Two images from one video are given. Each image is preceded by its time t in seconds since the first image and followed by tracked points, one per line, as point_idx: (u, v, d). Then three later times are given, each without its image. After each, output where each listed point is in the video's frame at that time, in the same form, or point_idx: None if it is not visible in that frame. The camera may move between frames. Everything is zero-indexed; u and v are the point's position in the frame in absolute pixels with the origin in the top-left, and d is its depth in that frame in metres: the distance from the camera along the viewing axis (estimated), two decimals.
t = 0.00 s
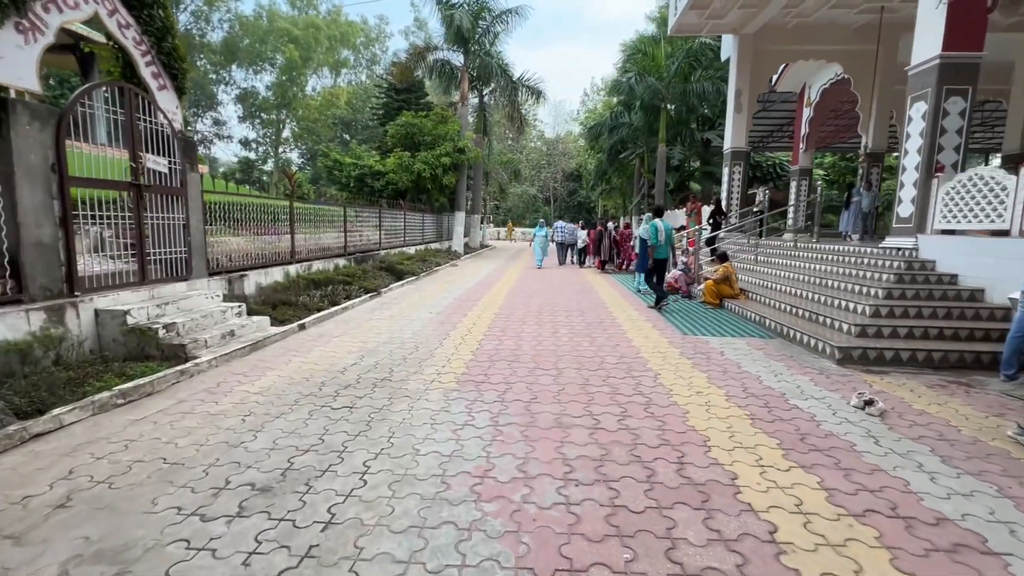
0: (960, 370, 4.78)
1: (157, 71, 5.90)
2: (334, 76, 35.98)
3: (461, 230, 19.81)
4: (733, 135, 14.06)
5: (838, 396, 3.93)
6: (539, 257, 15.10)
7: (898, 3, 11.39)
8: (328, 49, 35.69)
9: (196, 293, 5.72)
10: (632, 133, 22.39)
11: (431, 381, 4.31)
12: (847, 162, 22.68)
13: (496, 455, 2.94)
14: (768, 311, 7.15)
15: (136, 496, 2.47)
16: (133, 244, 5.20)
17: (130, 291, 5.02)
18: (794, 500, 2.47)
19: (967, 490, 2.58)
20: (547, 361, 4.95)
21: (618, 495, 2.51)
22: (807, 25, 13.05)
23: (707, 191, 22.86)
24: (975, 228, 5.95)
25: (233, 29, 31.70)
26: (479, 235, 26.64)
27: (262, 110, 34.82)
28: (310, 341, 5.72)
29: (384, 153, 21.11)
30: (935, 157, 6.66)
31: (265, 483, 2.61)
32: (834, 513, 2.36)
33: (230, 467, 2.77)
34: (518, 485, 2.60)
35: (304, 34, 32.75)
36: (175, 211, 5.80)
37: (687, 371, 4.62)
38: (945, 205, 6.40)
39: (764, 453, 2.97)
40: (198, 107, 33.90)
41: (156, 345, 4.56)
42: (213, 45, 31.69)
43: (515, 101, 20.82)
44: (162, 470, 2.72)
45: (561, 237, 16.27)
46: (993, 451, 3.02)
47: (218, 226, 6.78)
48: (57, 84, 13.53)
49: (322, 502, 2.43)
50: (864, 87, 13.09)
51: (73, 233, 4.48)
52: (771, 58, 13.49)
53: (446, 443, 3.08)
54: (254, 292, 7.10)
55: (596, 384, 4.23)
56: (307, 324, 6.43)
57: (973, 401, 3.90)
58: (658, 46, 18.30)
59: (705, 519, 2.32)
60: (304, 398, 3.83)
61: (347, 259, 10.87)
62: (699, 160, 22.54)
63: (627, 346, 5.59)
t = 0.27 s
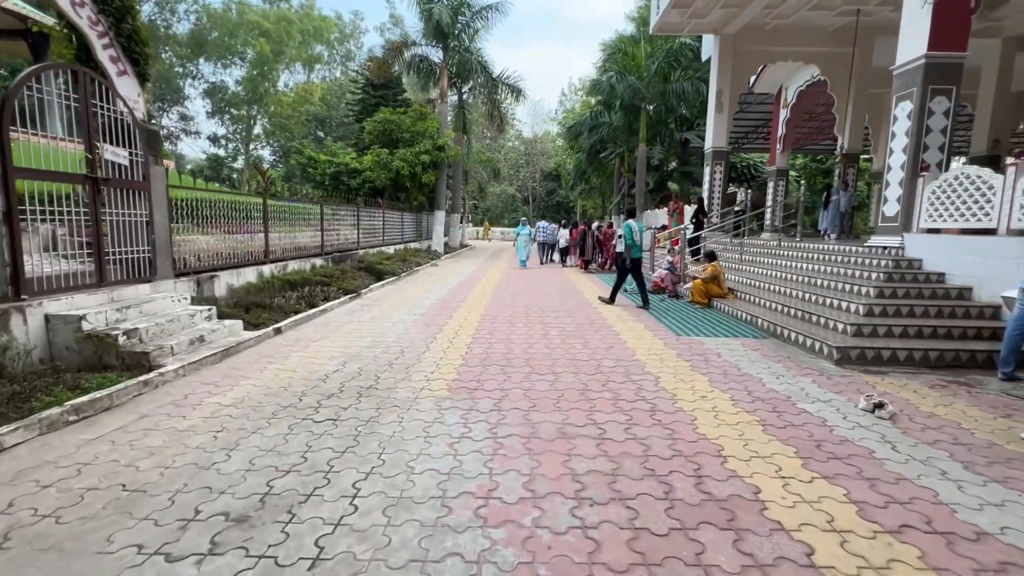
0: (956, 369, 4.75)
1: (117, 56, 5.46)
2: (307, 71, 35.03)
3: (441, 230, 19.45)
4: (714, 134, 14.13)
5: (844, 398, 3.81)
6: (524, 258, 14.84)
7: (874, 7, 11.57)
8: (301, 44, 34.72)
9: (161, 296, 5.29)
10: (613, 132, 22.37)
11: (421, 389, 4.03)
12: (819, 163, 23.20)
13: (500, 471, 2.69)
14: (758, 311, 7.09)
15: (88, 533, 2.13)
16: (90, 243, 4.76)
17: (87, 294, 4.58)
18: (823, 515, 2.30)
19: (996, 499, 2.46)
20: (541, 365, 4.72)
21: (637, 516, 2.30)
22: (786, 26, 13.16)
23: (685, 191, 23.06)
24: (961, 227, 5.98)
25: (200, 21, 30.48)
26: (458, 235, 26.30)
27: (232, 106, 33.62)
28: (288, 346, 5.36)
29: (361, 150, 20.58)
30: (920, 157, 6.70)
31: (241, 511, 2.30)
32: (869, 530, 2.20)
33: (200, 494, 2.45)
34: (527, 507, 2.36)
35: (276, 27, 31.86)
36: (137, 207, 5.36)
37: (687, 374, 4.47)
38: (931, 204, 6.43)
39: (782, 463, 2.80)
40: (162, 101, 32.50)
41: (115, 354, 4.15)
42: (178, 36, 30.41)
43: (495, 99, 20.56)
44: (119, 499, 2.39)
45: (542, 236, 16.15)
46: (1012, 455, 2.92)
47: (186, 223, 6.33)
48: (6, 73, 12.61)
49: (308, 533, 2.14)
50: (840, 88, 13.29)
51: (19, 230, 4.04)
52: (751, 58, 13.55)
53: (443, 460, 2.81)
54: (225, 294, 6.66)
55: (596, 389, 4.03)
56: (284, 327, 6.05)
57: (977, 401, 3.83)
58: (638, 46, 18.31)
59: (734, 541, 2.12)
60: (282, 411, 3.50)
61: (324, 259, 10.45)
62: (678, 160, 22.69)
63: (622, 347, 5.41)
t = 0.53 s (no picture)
0: (951, 375, 4.75)
1: (72, 46, 5.02)
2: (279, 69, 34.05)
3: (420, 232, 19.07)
4: (694, 138, 14.21)
5: (852, 410, 3.72)
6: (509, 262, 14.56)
7: (849, 14, 11.79)
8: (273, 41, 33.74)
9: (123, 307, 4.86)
10: (592, 135, 22.39)
11: (413, 406, 3.77)
12: (790, 167, 23.77)
13: (508, 503, 2.47)
14: (748, 315, 7.05)
15: None
16: (43, 250, 4.33)
17: (40, 306, 4.16)
18: (860, 546, 2.16)
19: None
20: (537, 377, 4.51)
21: (665, 553, 2.11)
22: (764, 32, 13.30)
23: (664, 194, 23.26)
24: (947, 232, 6.03)
25: (166, 15, 29.29)
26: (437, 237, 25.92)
27: (199, 103, 32.40)
28: (266, 359, 5.02)
29: (337, 150, 20.03)
30: (904, 162, 6.76)
31: (219, 562, 2.01)
32: (910, 562, 2.06)
33: (170, 541, 2.15)
34: (543, 546, 2.14)
35: (246, 23, 30.88)
36: (97, 210, 4.94)
37: (688, 384, 4.33)
38: (916, 208, 6.49)
39: (804, 485, 2.66)
40: (124, 97, 31.08)
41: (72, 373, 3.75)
42: (142, 30, 29.12)
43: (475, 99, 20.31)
44: (75, 551, 2.07)
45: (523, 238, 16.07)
46: None
47: (152, 227, 5.90)
48: None
49: None
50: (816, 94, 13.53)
51: None
52: (730, 63, 13.67)
53: (444, 491, 2.57)
54: (196, 303, 6.24)
55: (598, 404, 3.84)
56: (261, 338, 5.69)
57: (980, 410, 3.80)
58: (618, 49, 18.33)
59: None
60: (262, 435, 3.20)
61: (300, 264, 10.02)
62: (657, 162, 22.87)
63: (618, 356, 5.25)
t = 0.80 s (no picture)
0: (947, 373, 4.78)
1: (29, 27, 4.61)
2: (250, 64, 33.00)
3: (400, 231, 18.68)
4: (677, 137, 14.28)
5: (861, 410, 3.66)
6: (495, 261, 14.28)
7: (828, 17, 11.99)
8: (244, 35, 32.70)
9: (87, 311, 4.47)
10: (573, 135, 22.37)
11: (410, 415, 3.55)
12: (765, 168, 24.29)
13: (527, 521, 2.28)
14: (740, 314, 7.02)
15: None
16: None
17: None
18: (903, 558, 2.05)
19: None
20: (538, 381, 4.34)
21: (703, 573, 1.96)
22: (744, 33, 13.44)
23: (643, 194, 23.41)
24: (934, 230, 6.10)
25: (129, 6, 28.03)
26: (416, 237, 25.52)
27: (166, 98, 31.14)
28: (247, 366, 4.70)
29: (313, 148, 19.46)
30: (891, 161, 6.83)
31: None
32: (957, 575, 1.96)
33: None
34: (572, 570, 1.96)
35: (216, 16, 29.82)
36: (59, 205, 4.54)
37: (693, 386, 4.21)
38: (903, 207, 6.56)
39: (832, 491, 2.55)
40: (85, 91, 29.60)
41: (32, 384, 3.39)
42: (103, 20, 27.79)
43: (455, 97, 20.03)
44: None
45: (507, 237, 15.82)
46: None
47: (119, 225, 5.49)
48: None
49: None
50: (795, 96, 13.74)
51: None
52: (711, 64, 13.77)
53: (457, 510, 2.36)
54: (168, 306, 5.85)
55: (605, 408, 3.69)
56: (240, 343, 5.36)
57: (985, 408, 3.79)
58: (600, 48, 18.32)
59: None
60: (248, 450, 2.93)
61: (277, 264, 9.60)
62: (637, 163, 23.00)
63: (617, 358, 5.11)
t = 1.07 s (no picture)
0: (940, 373, 4.83)
1: None
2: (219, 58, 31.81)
3: (379, 232, 18.26)
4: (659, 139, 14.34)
5: (869, 415, 3.63)
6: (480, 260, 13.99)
7: (806, 22, 12.19)
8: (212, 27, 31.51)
9: (50, 319, 4.14)
10: (553, 135, 22.31)
11: (411, 428, 3.34)
12: (739, 168, 24.78)
13: (552, 548, 2.12)
14: (731, 315, 7.02)
15: None
16: None
17: None
18: None
19: None
20: (539, 389, 4.18)
21: None
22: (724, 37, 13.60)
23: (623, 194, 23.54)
24: (921, 232, 6.19)
25: None
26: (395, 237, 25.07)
27: (129, 92, 29.76)
28: (229, 377, 4.40)
29: (287, 145, 18.83)
30: (876, 164, 6.94)
31: None
32: None
33: None
34: None
35: (181, 6, 28.28)
36: (16, 205, 4.15)
37: (698, 392, 4.12)
38: (888, 209, 6.66)
39: (861, 504, 2.48)
40: (39, 83, 28.01)
41: None
42: (59, 9, 26.33)
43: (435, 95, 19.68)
44: None
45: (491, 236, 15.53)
46: None
47: (83, 227, 5.09)
48: None
49: None
50: (773, 99, 13.97)
51: None
52: (692, 66, 13.88)
53: (476, 537, 2.18)
54: (138, 313, 5.47)
55: (614, 418, 3.56)
56: (219, 352, 5.03)
57: (986, 410, 3.81)
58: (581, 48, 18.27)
59: None
60: (238, 474, 2.69)
61: (253, 266, 9.18)
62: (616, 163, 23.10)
63: (616, 362, 5.00)
